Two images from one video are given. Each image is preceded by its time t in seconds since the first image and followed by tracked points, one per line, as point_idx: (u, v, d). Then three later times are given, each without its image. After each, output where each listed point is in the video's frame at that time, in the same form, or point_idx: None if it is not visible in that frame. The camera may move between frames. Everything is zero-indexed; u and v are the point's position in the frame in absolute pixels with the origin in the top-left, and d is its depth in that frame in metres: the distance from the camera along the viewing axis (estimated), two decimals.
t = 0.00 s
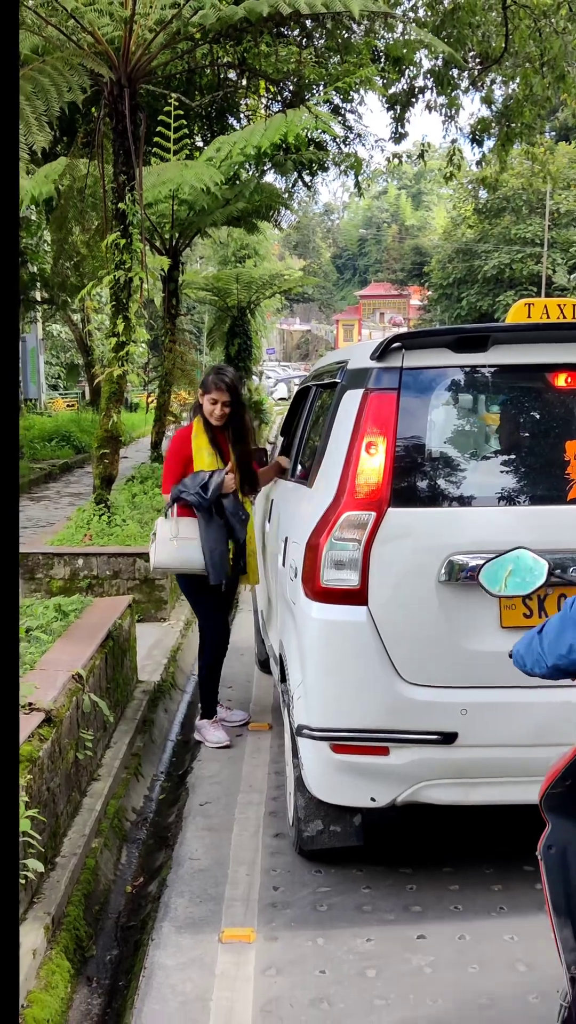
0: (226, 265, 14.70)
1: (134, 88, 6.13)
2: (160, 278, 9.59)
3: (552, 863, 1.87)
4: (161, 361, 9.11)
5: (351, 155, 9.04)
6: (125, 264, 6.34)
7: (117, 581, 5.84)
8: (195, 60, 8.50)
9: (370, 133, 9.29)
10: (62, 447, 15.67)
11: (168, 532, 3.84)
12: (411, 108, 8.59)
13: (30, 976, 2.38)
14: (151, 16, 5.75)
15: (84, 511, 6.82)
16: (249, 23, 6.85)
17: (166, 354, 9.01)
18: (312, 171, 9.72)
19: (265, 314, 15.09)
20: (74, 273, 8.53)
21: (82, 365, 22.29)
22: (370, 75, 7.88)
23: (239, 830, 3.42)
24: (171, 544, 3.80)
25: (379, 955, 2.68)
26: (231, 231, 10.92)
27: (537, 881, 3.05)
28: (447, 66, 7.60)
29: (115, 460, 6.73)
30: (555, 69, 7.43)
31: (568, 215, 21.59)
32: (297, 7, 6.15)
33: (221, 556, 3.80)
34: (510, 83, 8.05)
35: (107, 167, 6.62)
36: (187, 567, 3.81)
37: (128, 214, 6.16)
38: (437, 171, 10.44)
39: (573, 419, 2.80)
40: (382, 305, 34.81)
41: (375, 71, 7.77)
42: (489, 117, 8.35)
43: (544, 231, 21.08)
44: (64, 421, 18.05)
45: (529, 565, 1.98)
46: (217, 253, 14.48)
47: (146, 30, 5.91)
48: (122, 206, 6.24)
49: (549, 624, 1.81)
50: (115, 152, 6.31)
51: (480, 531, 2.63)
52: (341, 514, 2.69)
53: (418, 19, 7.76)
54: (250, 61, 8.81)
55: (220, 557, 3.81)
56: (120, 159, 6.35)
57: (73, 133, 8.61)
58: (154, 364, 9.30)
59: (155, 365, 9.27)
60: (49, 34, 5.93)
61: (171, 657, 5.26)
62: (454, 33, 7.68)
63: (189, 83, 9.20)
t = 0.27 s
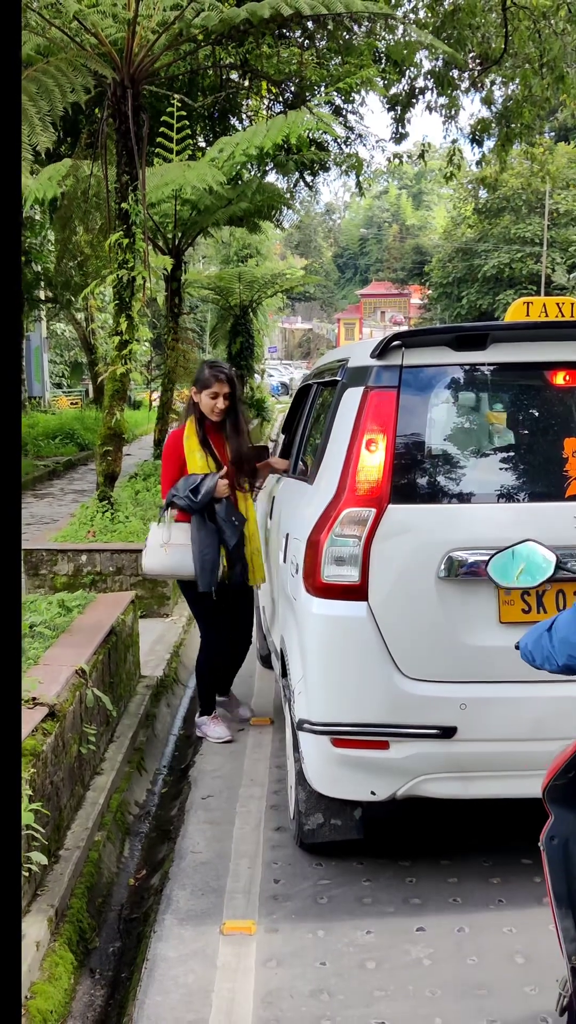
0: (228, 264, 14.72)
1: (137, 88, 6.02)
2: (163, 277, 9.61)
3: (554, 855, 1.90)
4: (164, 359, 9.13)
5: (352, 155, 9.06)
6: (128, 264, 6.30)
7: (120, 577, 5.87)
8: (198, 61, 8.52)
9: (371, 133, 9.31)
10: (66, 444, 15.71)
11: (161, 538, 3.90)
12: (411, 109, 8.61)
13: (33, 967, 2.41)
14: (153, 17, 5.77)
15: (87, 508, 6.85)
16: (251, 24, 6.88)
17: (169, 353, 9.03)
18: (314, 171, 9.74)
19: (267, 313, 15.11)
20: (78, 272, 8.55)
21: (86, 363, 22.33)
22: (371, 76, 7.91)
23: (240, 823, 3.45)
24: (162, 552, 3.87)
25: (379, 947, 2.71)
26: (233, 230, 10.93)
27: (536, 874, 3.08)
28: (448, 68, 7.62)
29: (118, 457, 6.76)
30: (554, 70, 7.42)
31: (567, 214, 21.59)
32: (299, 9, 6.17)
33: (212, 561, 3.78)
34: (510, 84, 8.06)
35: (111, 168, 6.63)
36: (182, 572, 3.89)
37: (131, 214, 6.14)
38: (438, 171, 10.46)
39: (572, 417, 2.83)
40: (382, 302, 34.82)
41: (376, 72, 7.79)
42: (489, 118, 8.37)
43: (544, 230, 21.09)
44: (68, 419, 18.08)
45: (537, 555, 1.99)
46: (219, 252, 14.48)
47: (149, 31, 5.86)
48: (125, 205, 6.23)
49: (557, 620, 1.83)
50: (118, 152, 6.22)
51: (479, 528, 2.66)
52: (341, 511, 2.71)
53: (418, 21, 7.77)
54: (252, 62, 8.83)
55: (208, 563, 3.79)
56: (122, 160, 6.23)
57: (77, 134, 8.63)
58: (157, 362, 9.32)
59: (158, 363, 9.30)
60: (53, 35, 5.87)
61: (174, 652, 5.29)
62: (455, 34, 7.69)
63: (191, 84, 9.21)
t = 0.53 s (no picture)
0: (231, 263, 14.73)
1: (141, 88, 6.04)
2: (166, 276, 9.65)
3: (558, 847, 1.94)
4: (167, 358, 9.15)
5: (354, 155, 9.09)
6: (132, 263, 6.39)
7: (124, 573, 5.89)
8: (201, 62, 8.54)
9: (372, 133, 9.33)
10: (70, 442, 15.74)
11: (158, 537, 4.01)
12: (413, 109, 8.62)
13: (37, 959, 2.44)
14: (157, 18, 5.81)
15: (92, 505, 6.87)
16: (254, 25, 6.91)
17: (172, 351, 9.05)
18: (316, 170, 9.75)
19: (269, 312, 15.13)
20: (82, 270, 8.58)
21: (90, 361, 22.42)
22: (373, 77, 7.92)
23: (243, 817, 3.47)
24: (156, 552, 3.99)
25: (380, 940, 2.73)
26: (237, 229, 10.98)
27: (536, 867, 3.10)
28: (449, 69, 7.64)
29: (122, 454, 6.79)
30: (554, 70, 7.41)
31: (568, 213, 21.60)
32: (301, 9, 6.20)
33: (206, 571, 3.71)
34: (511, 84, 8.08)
35: (114, 167, 6.66)
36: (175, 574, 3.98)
37: (135, 213, 6.18)
38: (440, 171, 10.48)
39: (572, 413, 2.85)
40: (384, 300, 34.82)
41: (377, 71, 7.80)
42: (490, 118, 8.41)
43: (544, 229, 21.10)
44: (72, 417, 18.11)
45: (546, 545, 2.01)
46: (221, 250, 14.51)
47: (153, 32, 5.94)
48: (128, 205, 6.25)
49: (570, 608, 1.86)
50: (122, 153, 6.28)
51: (479, 525, 2.68)
52: (343, 507, 2.74)
53: (420, 21, 7.79)
54: (255, 62, 8.84)
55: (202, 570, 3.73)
56: (126, 158, 6.32)
57: (81, 133, 8.65)
58: (160, 360, 9.34)
59: (161, 361, 9.32)
60: (58, 37, 5.88)
61: (177, 648, 5.32)
62: (456, 35, 7.68)
63: (194, 84, 9.23)
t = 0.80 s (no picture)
0: (233, 262, 14.75)
1: (143, 88, 6.09)
2: (169, 274, 9.68)
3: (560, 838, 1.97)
4: (170, 356, 9.17)
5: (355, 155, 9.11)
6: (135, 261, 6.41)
7: (127, 569, 5.92)
8: (203, 63, 8.57)
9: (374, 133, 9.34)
10: (73, 439, 15.77)
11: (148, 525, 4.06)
12: (413, 109, 8.64)
13: (41, 950, 2.48)
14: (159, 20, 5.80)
15: (95, 501, 6.90)
16: (256, 26, 6.93)
17: (175, 349, 9.07)
18: (318, 170, 9.77)
19: (271, 310, 15.16)
20: (86, 269, 8.60)
21: (93, 358, 22.48)
22: (374, 76, 7.95)
23: (245, 811, 3.51)
24: (147, 541, 4.04)
25: (381, 932, 2.76)
26: (239, 228, 11.00)
27: (535, 860, 3.13)
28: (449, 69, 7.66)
29: (125, 451, 6.82)
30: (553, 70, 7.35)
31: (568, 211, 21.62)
32: (302, 10, 6.22)
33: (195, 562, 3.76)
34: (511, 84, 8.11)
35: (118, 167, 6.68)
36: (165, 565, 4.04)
37: (138, 212, 6.20)
38: (440, 170, 10.50)
39: (570, 410, 2.88)
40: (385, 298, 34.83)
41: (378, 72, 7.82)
42: (490, 117, 8.47)
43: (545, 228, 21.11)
44: (76, 414, 18.14)
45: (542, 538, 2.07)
46: (223, 249, 14.53)
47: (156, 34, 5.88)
48: (131, 204, 6.26)
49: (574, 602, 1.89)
50: (125, 152, 6.29)
51: (480, 520, 2.70)
52: (343, 504, 2.76)
53: (420, 22, 7.81)
54: (256, 63, 8.86)
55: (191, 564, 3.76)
56: (129, 157, 6.32)
57: (85, 134, 8.68)
58: (163, 359, 9.36)
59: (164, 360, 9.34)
60: (62, 38, 5.96)
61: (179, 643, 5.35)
62: (456, 35, 7.72)
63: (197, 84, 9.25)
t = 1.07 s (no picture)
0: (235, 262, 14.76)
1: (145, 90, 6.14)
2: (172, 273, 9.70)
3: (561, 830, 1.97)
4: (172, 354, 9.17)
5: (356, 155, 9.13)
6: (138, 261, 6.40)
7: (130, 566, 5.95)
8: (205, 63, 8.59)
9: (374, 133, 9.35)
10: (77, 438, 15.79)
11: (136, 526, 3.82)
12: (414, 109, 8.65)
13: (44, 943, 2.50)
14: (162, 21, 5.80)
15: (98, 499, 6.92)
16: (258, 27, 6.96)
17: (178, 347, 9.07)
18: (319, 171, 9.79)
19: (273, 309, 15.19)
20: (89, 268, 8.62)
21: (97, 357, 22.55)
22: (375, 77, 7.96)
23: (247, 805, 3.53)
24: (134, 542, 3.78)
25: (382, 925, 2.79)
26: (241, 228, 11.02)
27: (534, 854, 3.16)
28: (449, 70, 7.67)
29: (128, 449, 6.84)
30: (552, 70, 7.21)
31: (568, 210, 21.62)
32: (304, 11, 6.24)
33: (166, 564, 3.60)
34: (511, 84, 8.13)
35: (120, 167, 6.69)
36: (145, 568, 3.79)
37: (140, 211, 6.26)
38: (441, 170, 10.51)
39: (567, 408, 2.90)
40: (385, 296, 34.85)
41: (379, 72, 7.83)
42: (490, 117, 8.49)
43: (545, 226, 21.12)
44: (79, 413, 18.17)
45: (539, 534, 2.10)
46: (225, 248, 14.54)
47: (158, 35, 5.95)
48: (134, 203, 6.32)
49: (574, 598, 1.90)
50: (127, 152, 6.27)
51: (479, 517, 2.73)
52: (344, 501, 2.78)
53: (421, 23, 7.82)
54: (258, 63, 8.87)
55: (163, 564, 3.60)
56: (132, 159, 6.30)
57: (88, 134, 8.69)
58: (166, 357, 9.37)
59: (167, 358, 9.34)
60: (65, 39, 6.06)
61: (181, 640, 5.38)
62: (456, 35, 7.73)
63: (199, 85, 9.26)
